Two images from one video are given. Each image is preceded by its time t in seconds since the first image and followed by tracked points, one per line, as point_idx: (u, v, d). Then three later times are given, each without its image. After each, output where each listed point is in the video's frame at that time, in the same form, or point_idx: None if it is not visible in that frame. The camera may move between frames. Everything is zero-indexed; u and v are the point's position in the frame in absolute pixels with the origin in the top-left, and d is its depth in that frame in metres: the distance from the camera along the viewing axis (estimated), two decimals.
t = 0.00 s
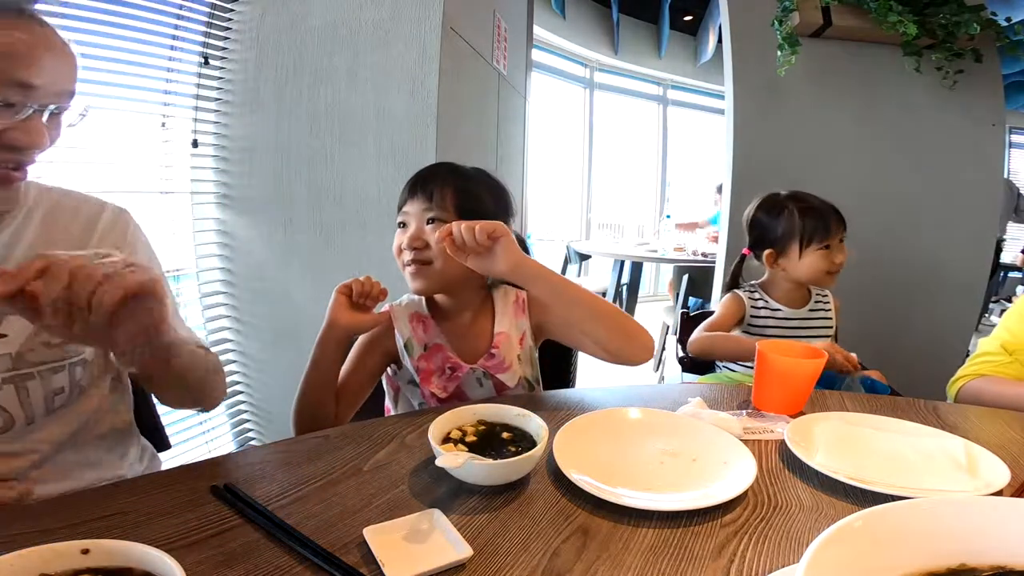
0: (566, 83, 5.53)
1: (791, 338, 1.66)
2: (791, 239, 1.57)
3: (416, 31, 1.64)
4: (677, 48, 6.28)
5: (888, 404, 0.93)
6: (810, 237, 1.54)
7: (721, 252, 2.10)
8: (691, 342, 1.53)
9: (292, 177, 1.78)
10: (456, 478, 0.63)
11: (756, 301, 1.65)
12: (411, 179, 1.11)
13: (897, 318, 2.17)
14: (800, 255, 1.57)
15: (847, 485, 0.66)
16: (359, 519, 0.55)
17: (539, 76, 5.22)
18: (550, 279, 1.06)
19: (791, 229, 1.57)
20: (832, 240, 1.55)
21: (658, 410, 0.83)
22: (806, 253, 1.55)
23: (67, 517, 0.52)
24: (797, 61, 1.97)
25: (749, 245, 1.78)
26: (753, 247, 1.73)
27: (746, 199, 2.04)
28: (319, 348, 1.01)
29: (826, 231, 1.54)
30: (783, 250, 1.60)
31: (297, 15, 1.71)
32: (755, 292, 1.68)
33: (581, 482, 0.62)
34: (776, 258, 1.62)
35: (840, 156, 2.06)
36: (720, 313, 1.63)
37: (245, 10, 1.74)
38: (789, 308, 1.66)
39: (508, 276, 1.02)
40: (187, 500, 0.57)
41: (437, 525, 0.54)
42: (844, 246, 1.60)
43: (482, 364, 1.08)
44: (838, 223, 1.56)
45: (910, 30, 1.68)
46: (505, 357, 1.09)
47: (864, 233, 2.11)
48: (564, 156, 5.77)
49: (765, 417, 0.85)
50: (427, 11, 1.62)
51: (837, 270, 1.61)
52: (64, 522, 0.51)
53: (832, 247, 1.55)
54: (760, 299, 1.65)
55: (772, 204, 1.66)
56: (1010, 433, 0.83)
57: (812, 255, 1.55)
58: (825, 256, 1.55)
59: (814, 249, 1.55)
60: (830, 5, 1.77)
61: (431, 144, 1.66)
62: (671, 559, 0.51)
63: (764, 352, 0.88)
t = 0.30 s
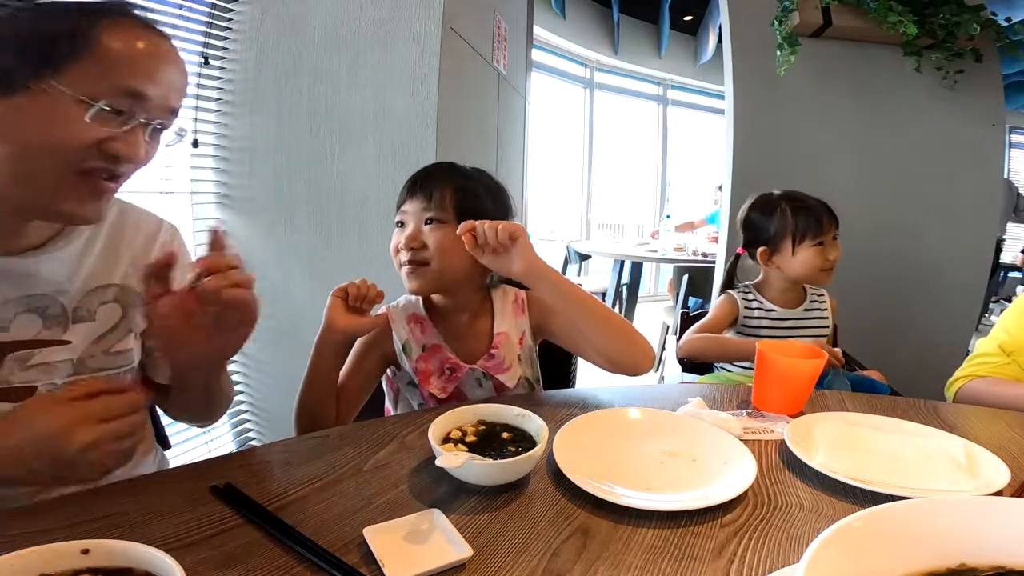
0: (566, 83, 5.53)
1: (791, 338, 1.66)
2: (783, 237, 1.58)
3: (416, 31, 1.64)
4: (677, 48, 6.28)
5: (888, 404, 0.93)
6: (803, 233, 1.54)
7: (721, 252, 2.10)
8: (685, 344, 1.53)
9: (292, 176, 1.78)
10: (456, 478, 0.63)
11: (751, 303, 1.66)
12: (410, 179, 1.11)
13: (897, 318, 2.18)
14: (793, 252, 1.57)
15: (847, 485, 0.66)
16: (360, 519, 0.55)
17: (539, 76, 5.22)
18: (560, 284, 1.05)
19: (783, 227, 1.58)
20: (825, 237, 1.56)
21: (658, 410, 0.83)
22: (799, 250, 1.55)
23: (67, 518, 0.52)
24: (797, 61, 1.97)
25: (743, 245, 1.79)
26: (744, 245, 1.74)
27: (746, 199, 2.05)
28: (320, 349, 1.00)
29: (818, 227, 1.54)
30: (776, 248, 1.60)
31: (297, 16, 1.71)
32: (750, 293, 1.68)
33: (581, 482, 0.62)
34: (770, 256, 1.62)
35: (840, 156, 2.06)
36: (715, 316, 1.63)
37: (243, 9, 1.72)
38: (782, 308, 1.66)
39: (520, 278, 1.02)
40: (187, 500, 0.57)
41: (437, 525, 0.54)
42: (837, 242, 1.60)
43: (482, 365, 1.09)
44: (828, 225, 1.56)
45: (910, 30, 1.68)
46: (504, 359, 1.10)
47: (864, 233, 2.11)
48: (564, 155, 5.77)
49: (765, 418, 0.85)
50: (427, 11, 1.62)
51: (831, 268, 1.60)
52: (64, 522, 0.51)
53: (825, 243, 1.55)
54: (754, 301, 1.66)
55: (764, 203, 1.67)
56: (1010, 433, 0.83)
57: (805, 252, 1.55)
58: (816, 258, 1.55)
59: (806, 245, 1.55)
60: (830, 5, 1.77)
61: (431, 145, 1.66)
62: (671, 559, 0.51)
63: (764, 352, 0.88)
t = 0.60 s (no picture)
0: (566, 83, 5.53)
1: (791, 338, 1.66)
2: (782, 236, 1.58)
3: (416, 31, 1.66)
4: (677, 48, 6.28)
5: (888, 404, 0.93)
6: (801, 232, 1.54)
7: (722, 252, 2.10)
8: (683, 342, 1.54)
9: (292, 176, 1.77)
10: (456, 478, 0.63)
11: (748, 303, 1.66)
12: (419, 175, 1.10)
13: (897, 318, 2.17)
14: (791, 251, 1.56)
15: (847, 485, 0.66)
16: (360, 519, 0.55)
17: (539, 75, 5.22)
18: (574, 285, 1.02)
19: (782, 227, 1.58)
20: (825, 237, 1.55)
21: (658, 410, 0.83)
22: (797, 249, 1.55)
23: (67, 517, 0.52)
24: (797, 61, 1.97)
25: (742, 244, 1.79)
26: (744, 245, 1.73)
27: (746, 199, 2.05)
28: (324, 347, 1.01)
29: (818, 226, 1.54)
30: (775, 248, 1.60)
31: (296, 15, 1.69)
32: (748, 292, 1.69)
33: (581, 483, 0.62)
34: (769, 256, 1.62)
35: (840, 156, 2.06)
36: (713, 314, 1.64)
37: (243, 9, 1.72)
38: (781, 308, 1.66)
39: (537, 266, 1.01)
40: (188, 499, 0.57)
41: (437, 525, 0.54)
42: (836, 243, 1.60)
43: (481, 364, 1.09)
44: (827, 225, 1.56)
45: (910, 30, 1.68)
46: (503, 359, 1.10)
47: (864, 233, 2.11)
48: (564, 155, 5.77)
49: (764, 417, 0.85)
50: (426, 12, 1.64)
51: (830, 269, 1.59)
52: (64, 522, 0.51)
53: (825, 243, 1.55)
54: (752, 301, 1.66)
55: (765, 203, 1.67)
56: (1010, 433, 0.83)
57: (804, 251, 1.54)
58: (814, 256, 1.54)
59: (805, 245, 1.54)
60: (830, 5, 1.77)
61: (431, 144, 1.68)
62: (671, 559, 0.51)
63: (764, 352, 0.88)
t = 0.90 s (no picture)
0: (566, 83, 5.53)
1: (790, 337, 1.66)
2: (774, 241, 1.57)
3: (416, 31, 1.65)
4: (677, 48, 6.27)
5: (888, 404, 0.93)
6: (791, 243, 1.52)
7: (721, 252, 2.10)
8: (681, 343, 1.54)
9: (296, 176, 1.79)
10: (456, 478, 0.63)
11: (748, 302, 1.66)
12: (433, 175, 1.10)
13: (897, 318, 2.17)
14: (778, 259, 1.57)
15: (847, 485, 0.66)
16: (360, 519, 0.55)
17: (539, 75, 5.22)
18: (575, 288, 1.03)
19: (776, 233, 1.56)
20: (818, 254, 1.52)
21: (658, 410, 0.83)
22: (782, 259, 1.55)
23: (67, 518, 0.52)
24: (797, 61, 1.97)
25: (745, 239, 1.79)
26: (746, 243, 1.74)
27: (746, 199, 2.05)
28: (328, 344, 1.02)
29: (811, 243, 1.51)
30: (767, 251, 1.60)
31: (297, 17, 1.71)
32: (748, 291, 1.68)
33: (582, 483, 0.61)
34: (762, 257, 1.63)
35: (840, 156, 2.07)
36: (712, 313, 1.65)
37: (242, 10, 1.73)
38: (781, 307, 1.66)
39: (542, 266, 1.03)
40: (188, 499, 0.57)
41: (437, 525, 0.54)
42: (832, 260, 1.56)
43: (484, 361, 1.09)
44: (825, 234, 1.52)
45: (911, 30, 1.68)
46: (507, 356, 1.10)
47: (864, 233, 2.11)
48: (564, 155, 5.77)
49: (764, 417, 0.85)
50: (427, 11, 1.63)
51: (816, 282, 1.58)
52: (65, 522, 0.51)
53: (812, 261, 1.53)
54: (751, 300, 1.66)
55: (774, 201, 1.62)
56: (1009, 433, 0.83)
57: (787, 263, 1.54)
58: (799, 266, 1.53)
59: (792, 258, 1.53)
60: (830, 5, 1.77)
61: (431, 145, 1.67)
62: (671, 559, 0.51)
63: (764, 352, 0.88)
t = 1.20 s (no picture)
0: (566, 83, 5.52)
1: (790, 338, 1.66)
2: (774, 240, 1.57)
3: (416, 31, 1.65)
4: (677, 48, 6.27)
5: (888, 403, 0.93)
6: (789, 243, 1.53)
7: (721, 252, 2.10)
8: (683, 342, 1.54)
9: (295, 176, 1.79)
10: (456, 478, 0.63)
11: (751, 303, 1.66)
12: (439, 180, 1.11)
13: (897, 318, 2.17)
14: (775, 258, 1.57)
15: (847, 485, 0.66)
16: (360, 519, 0.55)
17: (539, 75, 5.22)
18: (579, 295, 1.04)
19: (774, 232, 1.57)
20: (814, 256, 1.52)
21: (658, 410, 0.83)
22: (780, 259, 1.55)
23: (67, 518, 0.52)
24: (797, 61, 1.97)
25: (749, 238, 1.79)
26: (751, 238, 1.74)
27: (746, 199, 2.05)
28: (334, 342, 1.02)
29: (808, 244, 1.51)
30: (766, 249, 1.61)
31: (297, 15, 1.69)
32: (751, 292, 1.69)
33: (582, 483, 0.61)
34: (763, 255, 1.63)
35: (840, 156, 2.07)
36: (716, 310, 1.66)
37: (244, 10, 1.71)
38: (783, 308, 1.65)
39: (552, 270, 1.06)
40: (189, 499, 0.57)
41: (437, 525, 0.54)
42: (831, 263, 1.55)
43: (486, 362, 1.09)
44: (824, 233, 1.51)
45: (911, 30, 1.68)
46: (508, 357, 1.10)
47: (864, 233, 2.11)
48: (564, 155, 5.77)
49: (764, 417, 0.85)
50: (427, 10, 1.63)
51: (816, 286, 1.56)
52: (65, 522, 0.51)
53: (808, 263, 1.53)
54: (755, 300, 1.66)
55: (779, 200, 1.62)
56: (1010, 433, 0.83)
57: (783, 263, 1.55)
58: (798, 265, 1.53)
59: (787, 259, 1.53)
60: (830, 5, 1.77)
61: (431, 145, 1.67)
62: (671, 559, 0.51)
63: (764, 352, 0.88)
